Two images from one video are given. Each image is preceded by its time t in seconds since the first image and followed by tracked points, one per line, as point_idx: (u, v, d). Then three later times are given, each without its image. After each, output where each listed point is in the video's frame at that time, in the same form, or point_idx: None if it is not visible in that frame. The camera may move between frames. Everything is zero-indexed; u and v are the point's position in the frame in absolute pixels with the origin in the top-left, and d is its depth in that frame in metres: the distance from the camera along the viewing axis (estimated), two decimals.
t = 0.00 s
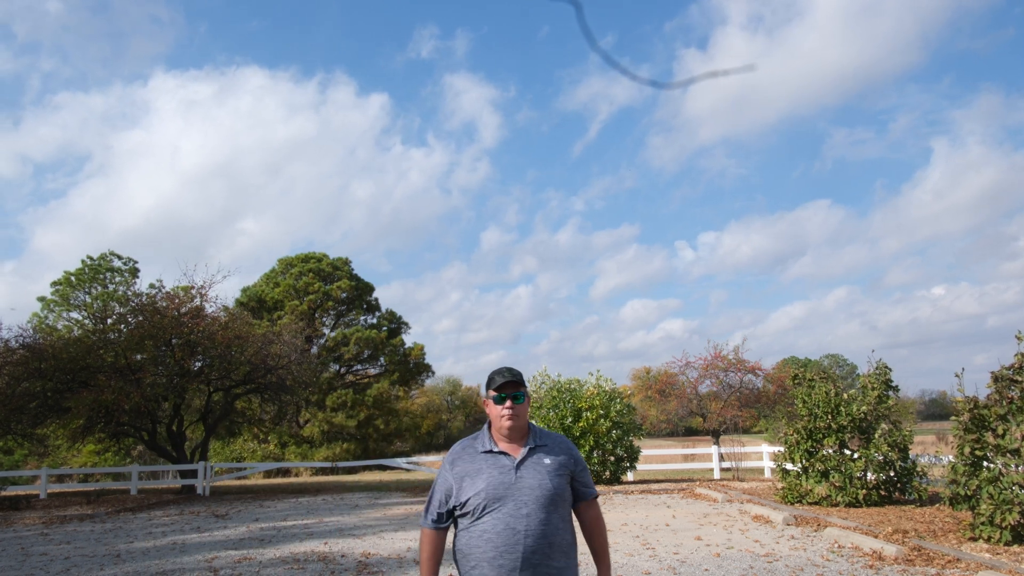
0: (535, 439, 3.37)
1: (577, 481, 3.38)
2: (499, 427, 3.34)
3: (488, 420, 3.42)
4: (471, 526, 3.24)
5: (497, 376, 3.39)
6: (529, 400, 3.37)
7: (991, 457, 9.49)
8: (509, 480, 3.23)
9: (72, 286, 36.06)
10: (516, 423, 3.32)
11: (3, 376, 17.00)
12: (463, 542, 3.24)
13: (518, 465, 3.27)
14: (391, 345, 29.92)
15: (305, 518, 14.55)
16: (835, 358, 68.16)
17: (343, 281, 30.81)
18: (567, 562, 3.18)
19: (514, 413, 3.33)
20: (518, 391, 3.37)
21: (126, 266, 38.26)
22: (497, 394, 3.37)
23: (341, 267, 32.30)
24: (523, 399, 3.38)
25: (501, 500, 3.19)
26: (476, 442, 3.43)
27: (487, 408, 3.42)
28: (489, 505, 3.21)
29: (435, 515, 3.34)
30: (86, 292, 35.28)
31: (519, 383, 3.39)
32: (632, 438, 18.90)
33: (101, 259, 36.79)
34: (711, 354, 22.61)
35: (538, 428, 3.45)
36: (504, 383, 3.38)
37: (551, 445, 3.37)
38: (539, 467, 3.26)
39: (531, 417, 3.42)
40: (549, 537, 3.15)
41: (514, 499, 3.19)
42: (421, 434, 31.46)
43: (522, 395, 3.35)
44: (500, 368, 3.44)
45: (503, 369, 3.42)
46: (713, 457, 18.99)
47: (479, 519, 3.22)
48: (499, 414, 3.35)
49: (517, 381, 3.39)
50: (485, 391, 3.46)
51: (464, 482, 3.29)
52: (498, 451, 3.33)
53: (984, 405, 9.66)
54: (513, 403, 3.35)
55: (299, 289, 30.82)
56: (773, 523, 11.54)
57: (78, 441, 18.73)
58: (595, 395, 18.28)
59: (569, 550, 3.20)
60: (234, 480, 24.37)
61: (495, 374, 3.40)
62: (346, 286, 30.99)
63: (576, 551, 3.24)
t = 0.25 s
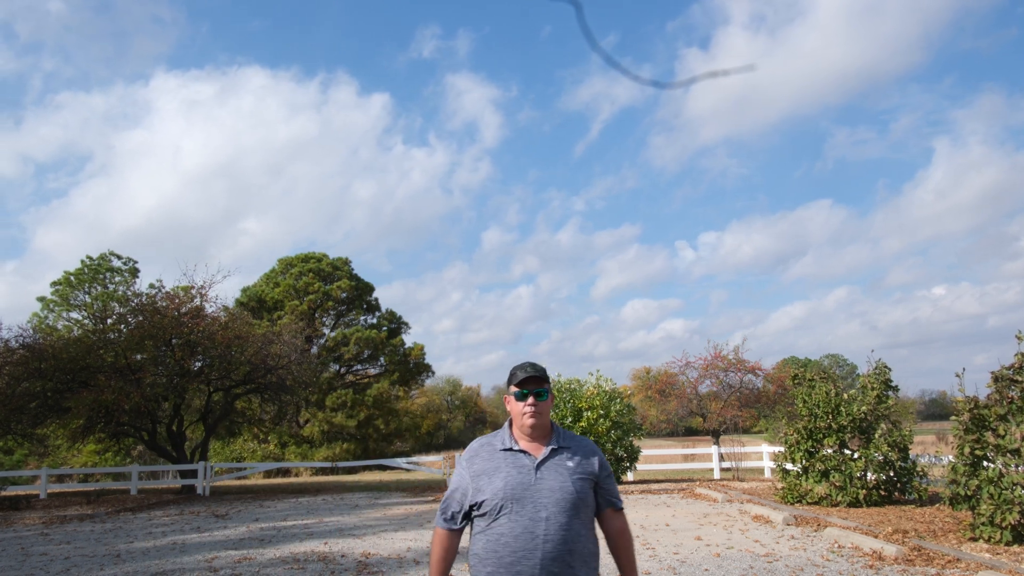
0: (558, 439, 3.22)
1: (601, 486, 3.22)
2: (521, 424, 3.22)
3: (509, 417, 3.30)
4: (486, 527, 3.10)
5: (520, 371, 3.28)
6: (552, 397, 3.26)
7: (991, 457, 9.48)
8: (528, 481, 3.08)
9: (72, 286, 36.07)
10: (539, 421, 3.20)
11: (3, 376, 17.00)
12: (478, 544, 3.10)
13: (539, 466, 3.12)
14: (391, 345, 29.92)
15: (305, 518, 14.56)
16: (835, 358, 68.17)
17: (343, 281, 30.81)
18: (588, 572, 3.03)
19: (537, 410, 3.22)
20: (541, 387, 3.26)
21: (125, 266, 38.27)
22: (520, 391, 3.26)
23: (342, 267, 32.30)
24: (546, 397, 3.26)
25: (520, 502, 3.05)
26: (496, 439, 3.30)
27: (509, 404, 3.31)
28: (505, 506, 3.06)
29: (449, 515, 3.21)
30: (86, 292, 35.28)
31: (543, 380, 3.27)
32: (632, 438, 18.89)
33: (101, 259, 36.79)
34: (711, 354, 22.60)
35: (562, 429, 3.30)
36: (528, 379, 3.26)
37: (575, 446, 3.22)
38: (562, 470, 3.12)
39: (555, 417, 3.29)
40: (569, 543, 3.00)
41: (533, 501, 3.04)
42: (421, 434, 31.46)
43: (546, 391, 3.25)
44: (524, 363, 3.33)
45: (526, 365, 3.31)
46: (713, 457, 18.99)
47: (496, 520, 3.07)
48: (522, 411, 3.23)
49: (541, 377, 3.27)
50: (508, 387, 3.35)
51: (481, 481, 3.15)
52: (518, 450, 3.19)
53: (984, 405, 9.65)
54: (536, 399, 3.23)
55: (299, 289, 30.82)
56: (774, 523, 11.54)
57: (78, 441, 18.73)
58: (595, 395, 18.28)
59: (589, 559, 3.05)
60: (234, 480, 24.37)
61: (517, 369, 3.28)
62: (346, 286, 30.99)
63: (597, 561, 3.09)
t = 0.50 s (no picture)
0: (570, 435, 3.14)
1: (617, 485, 3.12)
2: (531, 419, 3.15)
3: (519, 412, 3.23)
4: (496, 529, 3.04)
5: (528, 364, 3.20)
6: (562, 391, 3.17)
7: (991, 457, 9.48)
8: (539, 481, 3.02)
9: (72, 286, 36.07)
10: (549, 416, 3.13)
11: (3, 376, 17.00)
12: (487, 546, 3.05)
13: (551, 464, 3.06)
14: (391, 345, 29.91)
15: (305, 518, 14.56)
16: (835, 358, 68.16)
17: (343, 281, 30.80)
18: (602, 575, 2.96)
19: (547, 404, 3.14)
20: (551, 380, 3.17)
21: (125, 266, 38.25)
22: (529, 384, 3.18)
23: (342, 267, 32.30)
24: (556, 391, 3.18)
25: (530, 503, 2.99)
26: (505, 436, 3.23)
27: (518, 398, 3.24)
28: (515, 508, 3.01)
29: (458, 516, 3.17)
30: (86, 292, 35.28)
31: (553, 373, 3.18)
32: (632, 438, 18.89)
33: (101, 259, 36.79)
34: (711, 354, 22.60)
35: (575, 424, 3.22)
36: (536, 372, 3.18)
37: (589, 442, 3.14)
38: (574, 469, 3.04)
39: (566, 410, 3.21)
40: (583, 547, 2.93)
41: (543, 503, 2.98)
42: (421, 434, 31.46)
43: (556, 385, 3.15)
44: (532, 355, 3.25)
45: (535, 358, 3.22)
46: (713, 457, 18.98)
47: (505, 522, 3.02)
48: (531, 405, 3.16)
49: (551, 370, 3.19)
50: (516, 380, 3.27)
51: (490, 481, 3.10)
52: (529, 448, 3.12)
53: (984, 405, 9.65)
54: (545, 393, 3.16)
55: (299, 289, 30.82)
56: (774, 523, 11.54)
57: (78, 441, 18.73)
58: (595, 395, 18.28)
59: (604, 562, 2.98)
60: (234, 480, 24.37)
61: (526, 363, 3.20)
62: (346, 286, 30.99)
63: (613, 563, 3.02)
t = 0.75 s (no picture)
0: (570, 442, 3.02)
1: (622, 492, 3.00)
2: (527, 425, 3.02)
3: (514, 419, 3.11)
4: (493, 545, 2.89)
5: (522, 367, 3.10)
6: (559, 394, 3.06)
7: (991, 457, 9.48)
8: (537, 491, 2.87)
9: (72, 286, 36.09)
10: (547, 420, 3.01)
11: (3, 376, 16.99)
12: (485, 563, 2.89)
13: (550, 474, 2.91)
14: (391, 345, 29.91)
15: (305, 518, 14.58)
16: (835, 358, 68.22)
17: (343, 281, 30.79)
18: None
19: (543, 408, 3.03)
20: (547, 383, 3.06)
21: (125, 266, 38.26)
22: (524, 388, 3.07)
23: (341, 267, 32.31)
24: (553, 395, 3.06)
25: (529, 516, 2.83)
26: (499, 446, 3.10)
27: (512, 404, 3.12)
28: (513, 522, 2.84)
29: (455, 533, 3.06)
30: (86, 292, 35.28)
31: (549, 375, 3.08)
32: (632, 438, 18.89)
33: (101, 259, 36.79)
34: (711, 354, 22.60)
35: (574, 430, 3.11)
36: (531, 375, 3.07)
37: (589, 448, 3.01)
38: (575, 477, 2.90)
39: (563, 416, 3.09)
40: (589, 560, 2.78)
41: (544, 515, 2.82)
42: (421, 434, 31.46)
43: (552, 388, 3.05)
44: (526, 357, 3.15)
45: (529, 360, 3.12)
46: (713, 457, 18.98)
47: (503, 538, 2.85)
48: (526, 410, 3.04)
49: (547, 373, 3.08)
50: (510, 386, 3.16)
51: (484, 494, 2.95)
52: (525, 457, 2.99)
53: (985, 404, 9.64)
54: (542, 397, 3.04)
55: (299, 289, 30.83)
56: (774, 523, 11.54)
57: (78, 441, 18.72)
58: (594, 395, 18.28)
59: None
60: (234, 480, 24.38)
61: (520, 366, 3.09)
62: (346, 286, 31.00)
63: None
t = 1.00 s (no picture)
0: (560, 435, 3.01)
1: (618, 488, 2.98)
2: (515, 417, 3.03)
3: (501, 411, 3.11)
4: (483, 546, 2.87)
5: (507, 356, 3.11)
6: (546, 383, 3.08)
7: (991, 457, 9.47)
8: (530, 488, 2.85)
9: (72, 287, 36.08)
10: (535, 411, 3.02)
11: (3, 376, 16.99)
12: (475, 564, 2.87)
13: (541, 469, 2.91)
14: (391, 345, 29.92)
15: (305, 518, 14.57)
16: (835, 358, 68.21)
17: (343, 281, 30.78)
18: None
19: (531, 398, 3.04)
20: (534, 372, 3.09)
21: (125, 266, 38.25)
22: (509, 378, 3.08)
23: (341, 267, 32.31)
24: (541, 384, 3.08)
25: (521, 515, 2.81)
26: (486, 441, 3.09)
27: (499, 396, 3.13)
28: (503, 522, 2.82)
29: (436, 535, 3.01)
30: (85, 292, 35.27)
31: (536, 364, 3.10)
32: (632, 438, 18.89)
33: (100, 260, 36.77)
34: (711, 354, 22.60)
35: (564, 423, 3.10)
36: (517, 364, 3.10)
37: (581, 441, 3.01)
38: (569, 473, 2.89)
39: (552, 406, 3.10)
40: (585, 560, 2.78)
41: (536, 513, 2.81)
42: (421, 434, 31.46)
43: (539, 378, 3.07)
44: (511, 345, 3.18)
45: (514, 349, 3.14)
46: (713, 457, 18.99)
47: (495, 539, 2.84)
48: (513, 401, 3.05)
49: (533, 362, 3.10)
50: (495, 376, 3.17)
51: (472, 493, 2.92)
52: (513, 452, 2.98)
53: (985, 405, 9.64)
54: (529, 385, 3.06)
55: (299, 289, 30.83)
56: (773, 523, 11.55)
57: (78, 441, 18.71)
58: (595, 395, 18.29)
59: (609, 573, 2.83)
60: (234, 480, 24.38)
61: (505, 356, 3.11)
62: (346, 286, 30.99)
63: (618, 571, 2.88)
